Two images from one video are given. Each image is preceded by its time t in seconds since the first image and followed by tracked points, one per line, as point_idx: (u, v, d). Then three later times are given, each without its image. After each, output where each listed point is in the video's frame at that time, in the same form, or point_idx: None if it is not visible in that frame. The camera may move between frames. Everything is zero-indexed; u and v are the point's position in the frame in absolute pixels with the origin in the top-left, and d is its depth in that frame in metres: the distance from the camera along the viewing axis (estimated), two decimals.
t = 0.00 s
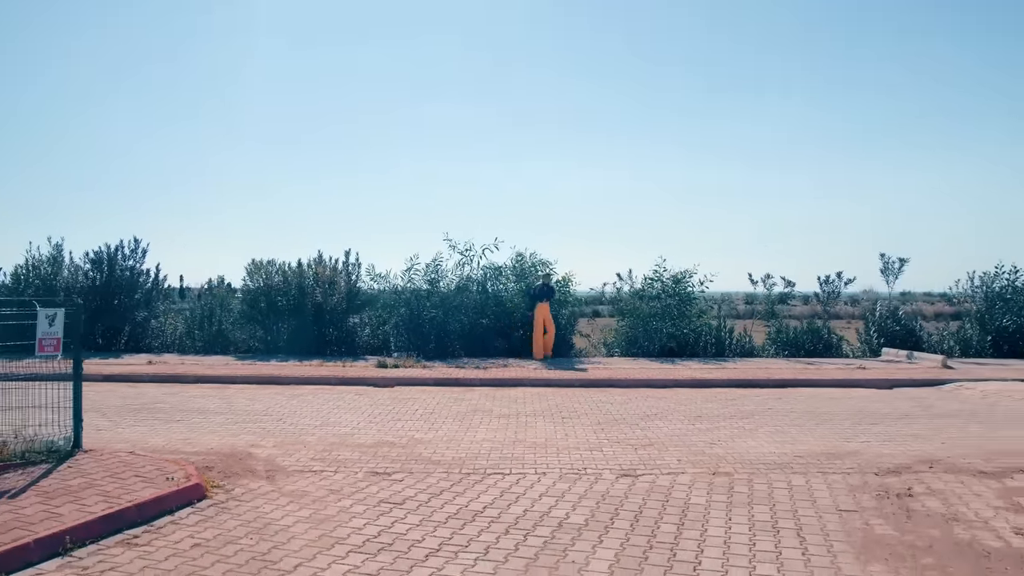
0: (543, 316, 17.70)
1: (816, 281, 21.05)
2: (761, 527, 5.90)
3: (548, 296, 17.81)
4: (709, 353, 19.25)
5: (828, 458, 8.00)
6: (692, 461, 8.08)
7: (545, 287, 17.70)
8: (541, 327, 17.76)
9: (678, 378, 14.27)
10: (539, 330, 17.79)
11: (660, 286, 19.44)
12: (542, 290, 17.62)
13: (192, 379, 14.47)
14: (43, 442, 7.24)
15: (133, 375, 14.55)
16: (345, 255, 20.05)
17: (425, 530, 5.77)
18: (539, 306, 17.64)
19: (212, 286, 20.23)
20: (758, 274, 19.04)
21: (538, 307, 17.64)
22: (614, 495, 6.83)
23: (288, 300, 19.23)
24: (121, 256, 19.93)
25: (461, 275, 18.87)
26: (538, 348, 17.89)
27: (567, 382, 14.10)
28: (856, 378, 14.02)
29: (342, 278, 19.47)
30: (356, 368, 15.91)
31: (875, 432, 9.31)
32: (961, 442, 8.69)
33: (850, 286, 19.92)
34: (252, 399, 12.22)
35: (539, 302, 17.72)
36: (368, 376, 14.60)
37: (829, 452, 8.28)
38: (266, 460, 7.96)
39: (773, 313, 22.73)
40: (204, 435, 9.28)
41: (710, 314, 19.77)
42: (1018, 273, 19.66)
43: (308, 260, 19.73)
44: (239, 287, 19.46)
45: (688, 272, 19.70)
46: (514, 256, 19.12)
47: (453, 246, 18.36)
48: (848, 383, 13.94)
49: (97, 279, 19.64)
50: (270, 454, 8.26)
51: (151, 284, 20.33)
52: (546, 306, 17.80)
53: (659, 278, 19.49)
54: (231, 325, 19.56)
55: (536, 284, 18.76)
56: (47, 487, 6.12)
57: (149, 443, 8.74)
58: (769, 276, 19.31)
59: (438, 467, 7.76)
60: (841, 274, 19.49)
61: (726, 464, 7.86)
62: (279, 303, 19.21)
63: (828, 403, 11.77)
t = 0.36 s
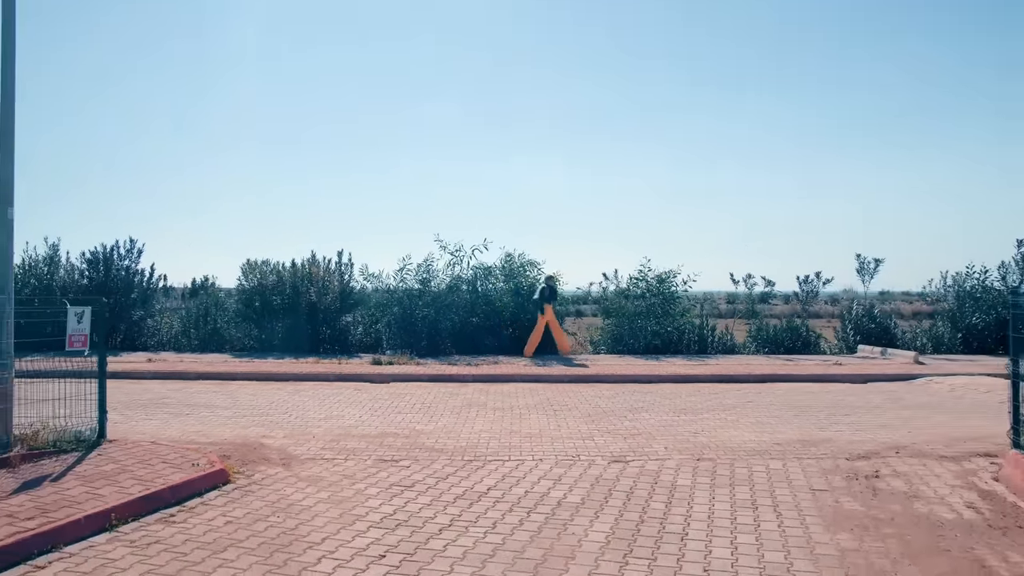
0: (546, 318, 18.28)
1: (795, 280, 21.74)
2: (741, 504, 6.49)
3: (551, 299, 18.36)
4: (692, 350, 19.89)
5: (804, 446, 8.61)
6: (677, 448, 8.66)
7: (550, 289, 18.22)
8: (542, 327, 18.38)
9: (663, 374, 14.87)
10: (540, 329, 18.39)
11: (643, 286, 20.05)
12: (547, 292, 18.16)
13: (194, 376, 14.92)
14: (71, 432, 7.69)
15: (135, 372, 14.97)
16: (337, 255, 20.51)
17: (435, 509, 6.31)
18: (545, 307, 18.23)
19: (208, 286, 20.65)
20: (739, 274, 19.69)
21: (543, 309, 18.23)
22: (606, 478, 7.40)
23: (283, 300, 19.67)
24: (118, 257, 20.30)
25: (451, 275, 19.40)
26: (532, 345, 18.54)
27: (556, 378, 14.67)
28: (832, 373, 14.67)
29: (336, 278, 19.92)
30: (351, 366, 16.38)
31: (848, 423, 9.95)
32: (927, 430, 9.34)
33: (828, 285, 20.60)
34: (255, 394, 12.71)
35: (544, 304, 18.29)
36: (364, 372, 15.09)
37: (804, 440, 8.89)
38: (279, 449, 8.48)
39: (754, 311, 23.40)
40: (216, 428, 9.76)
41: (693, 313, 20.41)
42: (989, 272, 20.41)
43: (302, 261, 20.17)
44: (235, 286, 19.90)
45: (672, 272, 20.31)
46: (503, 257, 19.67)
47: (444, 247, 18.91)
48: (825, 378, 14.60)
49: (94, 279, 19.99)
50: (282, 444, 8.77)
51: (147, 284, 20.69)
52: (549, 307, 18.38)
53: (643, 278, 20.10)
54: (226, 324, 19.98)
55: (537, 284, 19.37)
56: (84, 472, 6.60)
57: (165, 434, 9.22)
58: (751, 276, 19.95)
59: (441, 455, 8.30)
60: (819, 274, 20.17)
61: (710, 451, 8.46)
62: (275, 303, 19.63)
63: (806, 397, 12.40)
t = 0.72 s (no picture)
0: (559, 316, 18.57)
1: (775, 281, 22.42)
2: (722, 487, 7.07)
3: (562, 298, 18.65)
4: (676, 348, 20.51)
5: (781, 436, 9.22)
6: (662, 439, 9.24)
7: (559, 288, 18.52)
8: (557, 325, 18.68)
9: (647, 371, 15.46)
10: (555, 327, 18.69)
11: (629, 286, 20.64)
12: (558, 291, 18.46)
13: (193, 373, 15.35)
14: (94, 424, 8.16)
15: (136, 370, 15.39)
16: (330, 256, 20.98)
17: (441, 492, 6.84)
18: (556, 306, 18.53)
19: (202, 286, 21.06)
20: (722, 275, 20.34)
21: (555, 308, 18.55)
22: (598, 465, 7.94)
23: (276, 299, 20.09)
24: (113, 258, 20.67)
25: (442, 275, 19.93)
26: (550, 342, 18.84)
27: (545, 375, 15.21)
28: (810, 370, 15.31)
29: (329, 278, 20.38)
30: (346, 363, 16.85)
31: (823, 416, 10.57)
32: (895, 422, 9.97)
33: (806, 285, 21.29)
34: (255, 390, 13.17)
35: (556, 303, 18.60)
36: (359, 369, 15.59)
37: (781, 431, 9.49)
38: (288, 440, 8.98)
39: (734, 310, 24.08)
40: (224, 421, 10.25)
41: (677, 313, 21.02)
42: (961, 273, 21.13)
43: (296, 261, 20.61)
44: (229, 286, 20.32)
45: (657, 273, 20.91)
46: (492, 259, 20.20)
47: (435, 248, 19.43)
48: (803, 374, 15.23)
49: (90, 279, 20.35)
50: (290, 435, 9.27)
51: (142, 284, 21.07)
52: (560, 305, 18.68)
53: (628, 278, 20.69)
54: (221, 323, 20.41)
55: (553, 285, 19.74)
56: (112, 460, 7.09)
57: (177, 427, 9.70)
58: (732, 277, 20.60)
59: (442, 445, 8.82)
60: (798, 275, 20.87)
61: (693, 441, 9.04)
62: (269, 302, 20.06)
63: (784, 392, 13.03)
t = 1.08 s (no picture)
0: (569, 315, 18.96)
1: (752, 281, 23.18)
2: (702, 473, 7.66)
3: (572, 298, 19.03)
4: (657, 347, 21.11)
5: (757, 428, 9.82)
6: (646, 431, 9.82)
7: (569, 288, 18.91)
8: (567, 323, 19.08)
9: (630, 368, 16.04)
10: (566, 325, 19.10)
11: (612, 286, 21.28)
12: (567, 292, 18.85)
13: (189, 371, 15.77)
14: (110, 419, 8.62)
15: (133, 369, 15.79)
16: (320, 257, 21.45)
17: (443, 479, 7.36)
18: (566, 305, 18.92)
19: (195, 288, 21.45)
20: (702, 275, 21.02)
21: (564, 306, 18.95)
22: (586, 455, 8.49)
23: (267, 300, 20.50)
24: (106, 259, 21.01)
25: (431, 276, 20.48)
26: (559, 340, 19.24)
27: (531, 373, 15.75)
28: (785, 367, 15.97)
29: (320, 279, 20.86)
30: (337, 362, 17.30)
31: (797, 409, 11.19)
32: (864, 415, 10.60)
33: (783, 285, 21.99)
34: (253, 388, 13.62)
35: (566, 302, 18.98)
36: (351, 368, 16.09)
37: (757, 424, 10.11)
38: (293, 434, 9.48)
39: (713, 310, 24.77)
40: (228, 417, 10.71)
41: (658, 312, 21.65)
42: (931, 274, 21.92)
43: (288, 262, 21.06)
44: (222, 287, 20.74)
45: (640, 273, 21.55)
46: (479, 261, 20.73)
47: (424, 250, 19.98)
48: (779, 371, 15.88)
49: (82, 279, 20.66)
50: (294, 429, 9.76)
51: (134, 284, 21.41)
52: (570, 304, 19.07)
53: (612, 279, 21.30)
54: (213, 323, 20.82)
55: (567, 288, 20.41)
56: (133, 451, 7.56)
57: (184, 422, 10.16)
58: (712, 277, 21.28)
59: (439, 437, 9.34)
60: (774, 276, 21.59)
61: (675, 433, 9.63)
62: (261, 302, 20.47)
63: (761, 388, 13.65)
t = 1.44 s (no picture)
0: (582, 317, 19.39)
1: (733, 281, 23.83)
2: (686, 462, 8.22)
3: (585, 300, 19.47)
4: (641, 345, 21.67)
5: (737, 421, 10.40)
6: (632, 424, 10.38)
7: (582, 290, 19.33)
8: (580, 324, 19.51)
9: (615, 366, 16.61)
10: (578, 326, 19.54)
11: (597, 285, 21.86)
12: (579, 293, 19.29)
13: (187, 370, 16.17)
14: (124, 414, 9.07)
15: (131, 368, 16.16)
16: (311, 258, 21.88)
17: (443, 468, 7.88)
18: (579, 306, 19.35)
19: (188, 287, 21.80)
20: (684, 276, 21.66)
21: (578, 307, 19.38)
22: (577, 446, 9.02)
23: (260, 300, 20.90)
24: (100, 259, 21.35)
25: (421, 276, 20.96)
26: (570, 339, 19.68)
27: (520, 370, 16.26)
28: (764, 365, 16.59)
29: (312, 279, 21.28)
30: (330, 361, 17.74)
31: (775, 404, 11.78)
32: (838, 408, 11.20)
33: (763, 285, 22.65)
34: (251, 386, 14.06)
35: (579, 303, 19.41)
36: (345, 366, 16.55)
37: (736, 417, 10.69)
38: (297, 428, 9.96)
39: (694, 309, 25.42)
40: (232, 413, 11.16)
41: (641, 311, 22.24)
42: (906, 275, 22.63)
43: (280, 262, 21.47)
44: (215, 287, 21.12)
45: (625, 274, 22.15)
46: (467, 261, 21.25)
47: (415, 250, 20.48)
48: (758, 369, 16.48)
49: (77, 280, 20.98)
50: (297, 424, 10.23)
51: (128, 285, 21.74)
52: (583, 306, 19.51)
53: (597, 278, 21.87)
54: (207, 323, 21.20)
55: (591, 292, 21.15)
56: (151, 444, 8.02)
57: (191, 417, 10.61)
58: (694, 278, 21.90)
59: (437, 431, 9.85)
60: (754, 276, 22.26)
61: (660, 426, 10.19)
62: (254, 301, 20.84)
63: (741, 384, 14.24)
